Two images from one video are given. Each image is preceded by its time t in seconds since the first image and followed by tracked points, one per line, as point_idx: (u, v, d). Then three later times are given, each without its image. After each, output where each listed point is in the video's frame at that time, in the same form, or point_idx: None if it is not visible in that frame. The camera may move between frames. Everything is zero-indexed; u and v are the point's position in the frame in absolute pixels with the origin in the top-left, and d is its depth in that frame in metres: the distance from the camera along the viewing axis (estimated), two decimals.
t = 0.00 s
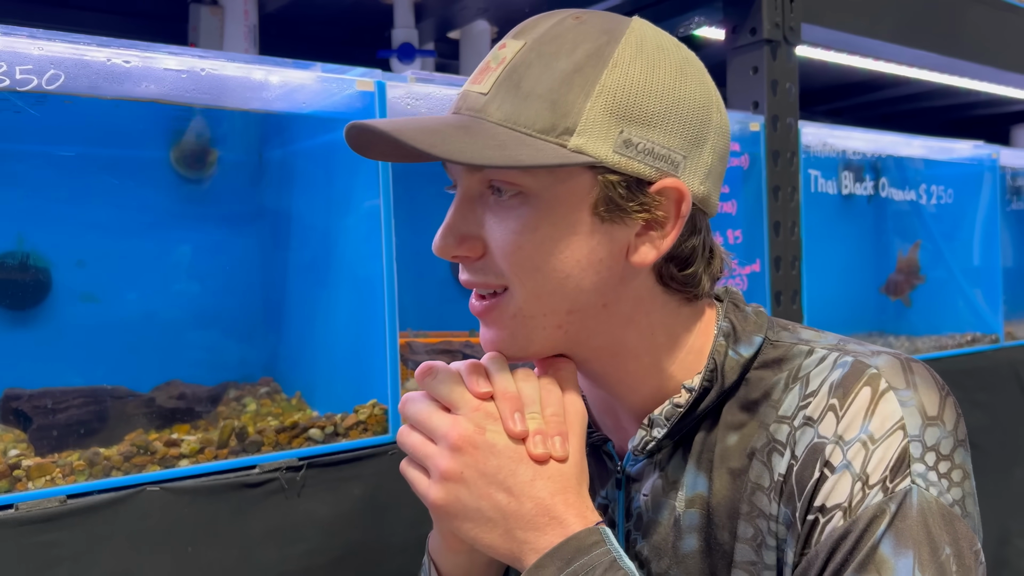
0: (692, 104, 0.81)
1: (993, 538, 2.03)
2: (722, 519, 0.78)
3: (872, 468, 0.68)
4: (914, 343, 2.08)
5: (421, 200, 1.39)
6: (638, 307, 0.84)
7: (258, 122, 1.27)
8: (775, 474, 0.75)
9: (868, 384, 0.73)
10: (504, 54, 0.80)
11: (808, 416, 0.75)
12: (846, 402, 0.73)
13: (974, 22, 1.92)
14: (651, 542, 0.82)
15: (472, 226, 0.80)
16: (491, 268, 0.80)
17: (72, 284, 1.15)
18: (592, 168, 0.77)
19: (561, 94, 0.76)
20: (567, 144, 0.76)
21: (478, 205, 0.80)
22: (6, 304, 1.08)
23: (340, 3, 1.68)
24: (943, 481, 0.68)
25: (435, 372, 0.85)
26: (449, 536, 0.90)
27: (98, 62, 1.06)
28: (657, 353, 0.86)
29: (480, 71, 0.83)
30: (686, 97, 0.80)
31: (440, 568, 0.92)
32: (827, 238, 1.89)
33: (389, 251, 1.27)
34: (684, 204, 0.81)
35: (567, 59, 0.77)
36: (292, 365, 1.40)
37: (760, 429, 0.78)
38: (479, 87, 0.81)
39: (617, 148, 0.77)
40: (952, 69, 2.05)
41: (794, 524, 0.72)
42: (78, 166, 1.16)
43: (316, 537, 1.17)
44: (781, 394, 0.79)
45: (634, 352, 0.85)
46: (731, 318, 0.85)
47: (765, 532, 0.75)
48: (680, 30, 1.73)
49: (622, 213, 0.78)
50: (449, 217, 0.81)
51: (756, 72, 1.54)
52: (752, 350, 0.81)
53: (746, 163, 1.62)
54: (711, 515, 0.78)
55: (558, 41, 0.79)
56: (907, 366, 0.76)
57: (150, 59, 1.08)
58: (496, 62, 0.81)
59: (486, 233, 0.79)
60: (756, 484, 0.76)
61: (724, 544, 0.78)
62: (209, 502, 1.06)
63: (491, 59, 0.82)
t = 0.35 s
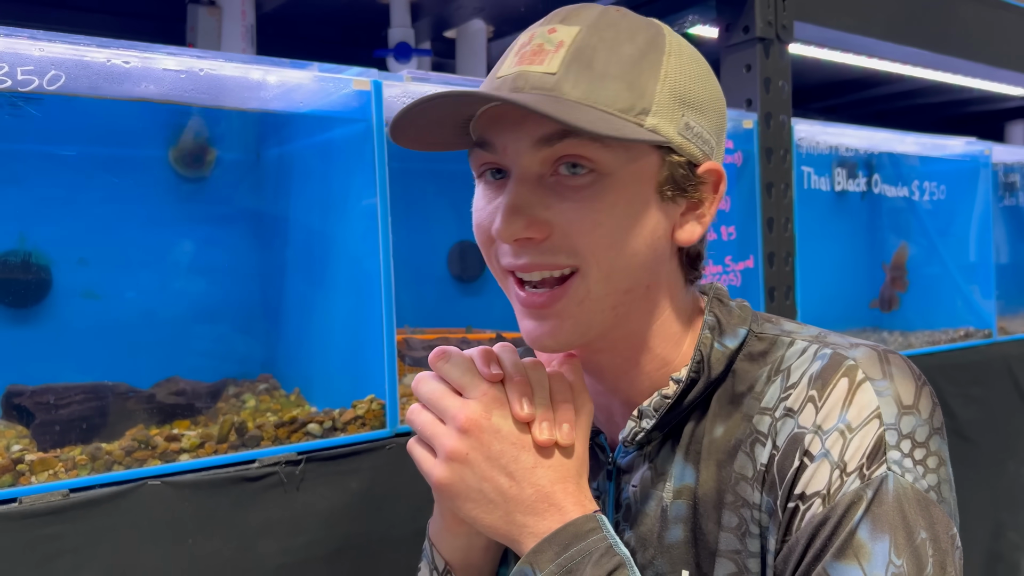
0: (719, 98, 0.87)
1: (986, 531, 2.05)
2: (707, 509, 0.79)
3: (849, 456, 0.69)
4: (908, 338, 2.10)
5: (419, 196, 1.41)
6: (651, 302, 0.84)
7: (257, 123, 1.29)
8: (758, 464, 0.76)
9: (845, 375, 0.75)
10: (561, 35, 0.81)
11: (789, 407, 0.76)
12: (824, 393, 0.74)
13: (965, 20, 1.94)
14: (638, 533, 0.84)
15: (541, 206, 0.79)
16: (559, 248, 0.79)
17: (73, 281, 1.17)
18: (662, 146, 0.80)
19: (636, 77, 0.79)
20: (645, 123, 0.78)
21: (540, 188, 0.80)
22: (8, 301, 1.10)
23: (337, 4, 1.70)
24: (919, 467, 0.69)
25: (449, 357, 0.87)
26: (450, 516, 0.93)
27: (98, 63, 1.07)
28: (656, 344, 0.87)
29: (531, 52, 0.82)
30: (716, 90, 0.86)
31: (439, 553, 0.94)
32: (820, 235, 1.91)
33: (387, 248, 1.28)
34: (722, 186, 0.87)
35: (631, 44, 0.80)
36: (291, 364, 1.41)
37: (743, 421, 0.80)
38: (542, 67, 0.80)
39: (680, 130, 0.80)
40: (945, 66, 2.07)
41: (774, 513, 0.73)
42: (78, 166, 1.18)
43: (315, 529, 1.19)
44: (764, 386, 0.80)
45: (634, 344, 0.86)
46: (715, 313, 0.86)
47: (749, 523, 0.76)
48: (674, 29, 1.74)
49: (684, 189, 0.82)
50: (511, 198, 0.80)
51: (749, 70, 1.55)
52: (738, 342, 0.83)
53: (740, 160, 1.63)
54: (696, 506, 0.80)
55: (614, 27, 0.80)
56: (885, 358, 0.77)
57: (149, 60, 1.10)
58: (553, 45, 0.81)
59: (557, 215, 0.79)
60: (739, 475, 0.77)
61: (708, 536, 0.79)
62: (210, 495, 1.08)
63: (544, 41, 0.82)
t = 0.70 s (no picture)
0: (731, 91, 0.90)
1: (986, 529, 2.05)
2: (711, 495, 0.75)
3: (859, 447, 0.67)
4: (909, 336, 2.12)
5: (422, 194, 1.43)
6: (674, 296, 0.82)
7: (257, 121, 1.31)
8: (761, 450, 0.73)
9: (852, 368, 0.73)
10: (637, 18, 0.77)
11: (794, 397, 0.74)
12: (831, 384, 0.72)
13: (965, 18, 1.94)
14: (652, 522, 0.80)
15: (631, 187, 0.75)
16: (646, 231, 0.75)
17: (74, 281, 1.18)
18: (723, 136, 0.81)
19: (710, 66, 0.78)
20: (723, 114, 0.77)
21: (630, 168, 0.76)
22: (9, 301, 1.10)
23: (337, 3, 1.70)
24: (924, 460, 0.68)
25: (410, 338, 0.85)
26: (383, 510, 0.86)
27: (98, 62, 1.06)
28: (670, 341, 0.85)
29: (609, 32, 0.76)
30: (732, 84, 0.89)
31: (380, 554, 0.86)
32: (821, 233, 1.91)
33: (388, 248, 1.28)
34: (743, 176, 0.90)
35: (698, 35, 0.79)
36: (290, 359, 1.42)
37: (749, 409, 0.77)
38: (631, 48, 0.74)
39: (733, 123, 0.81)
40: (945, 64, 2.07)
41: (779, 502, 0.70)
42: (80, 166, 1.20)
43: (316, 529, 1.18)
44: (768, 373, 0.79)
45: (657, 337, 0.84)
46: (719, 298, 0.89)
47: (751, 507, 0.72)
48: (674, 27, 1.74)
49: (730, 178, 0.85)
50: (604, 178, 0.75)
51: (750, 68, 1.55)
52: (746, 326, 0.83)
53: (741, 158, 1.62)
54: (703, 491, 0.76)
55: (678, 17, 0.79)
56: (889, 354, 0.77)
57: (149, 59, 1.08)
58: (633, 27, 0.76)
59: (648, 199, 0.75)
60: (740, 461, 0.74)
61: (711, 519, 0.74)
62: (210, 496, 1.08)
63: (619, 22, 0.77)
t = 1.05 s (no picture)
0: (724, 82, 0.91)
1: (989, 528, 2.05)
2: (709, 495, 0.74)
3: (860, 445, 0.67)
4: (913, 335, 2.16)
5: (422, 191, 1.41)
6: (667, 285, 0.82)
7: (258, 117, 1.31)
8: (761, 449, 0.72)
9: (852, 363, 0.73)
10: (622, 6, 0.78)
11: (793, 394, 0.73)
12: (831, 380, 0.72)
13: (969, 15, 1.93)
14: (652, 521, 0.79)
15: (618, 176, 0.75)
16: (635, 222, 0.75)
17: (76, 277, 1.17)
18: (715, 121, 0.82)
19: (699, 52, 0.79)
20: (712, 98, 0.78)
21: (617, 158, 0.76)
22: (11, 298, 1.10)
23: None
24: (927, 458, 0.68)
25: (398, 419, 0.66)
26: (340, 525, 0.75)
27: (100, 58, 1.05)
28: (669, 338, 0.85)
29: (593, 19, 0.77)
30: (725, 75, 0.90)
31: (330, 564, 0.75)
32: (824, 230, 1.90)
33: (389, 245, 1.27)
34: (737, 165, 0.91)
35: (684, 22, 0.80)
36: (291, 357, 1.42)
37: (748, 407, 0.76)
38: (615, 33, 0.75)
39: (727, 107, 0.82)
40: (947, 61, 2.06)
41: (779, 501, 0.69)
42: (83, 163, 1.19)
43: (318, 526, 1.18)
44: (766, 369, 0.78)
45: (649, 331, 0.84)
46: (719, 295, 0.88)
47: (750, 508, 0.71)
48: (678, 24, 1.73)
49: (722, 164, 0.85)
50: (590, 169, 0.75)
51: (753, 65, 1.54)
52: (743, 322, 0.82)
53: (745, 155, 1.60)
54: (701, 490, 0.75)
55: (664, 5, 0.80)
56: (889, 348, 0.76)
57: (151, 55, 1.07)
58: (616, 14, 0.77)
59: (636, 186, 0.76)
60: (739, 460, 0.73)
61: (710, 519, 0.73)
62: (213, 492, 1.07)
63: (605, 10, 0.78)
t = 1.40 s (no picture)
0: (733, 71, 0.75)
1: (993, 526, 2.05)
2: (722, 497, 0.73)
3: (876, 446, 0.64)
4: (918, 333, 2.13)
5: (428, 189, 1.41)
6: (669, 283, 0.76)
7: (264, 114, 1.29)
8: (778, 452, 0.70)
9: (870, 360, 0.69)
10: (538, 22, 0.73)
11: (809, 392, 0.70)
12: (847, 377, 0.69)
13: (975, 14, 1.93)
14: (663, 522, 0.78)
15: (513, 197, 0.72)
16: (531, 244, 0.71)
17: (85, 272, 1.17)
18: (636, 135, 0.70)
19: (607, 64, 0.69)
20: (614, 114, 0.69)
21: (517, 179, 0.72)
22: (24, 293, 1.12)
23: None
24: (944, 459, 0.65)
25: None
26: None
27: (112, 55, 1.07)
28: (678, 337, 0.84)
29: (515, 39, 0.75)
30: (728, 65, 0.74)
31: None
32: (829, 229, 1.91)
33: (397, 244, 1.29)
34: (726, 173, 0.75)
35: (611, 25, 0.70)
36: (299, 355, 1.43)
37: (762, 408, 0.73)
38: (518, 56, 0.73)
39: (663, 116, 0.70)
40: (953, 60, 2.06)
41: (796, 501, 0.68)
42: (93, 158, 1.20)
43: (324, 520, 1.19)
44: (781, 369, 0.74)
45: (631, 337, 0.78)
46: (733, 297, 0.79)
47: (768, 509, 0.70)
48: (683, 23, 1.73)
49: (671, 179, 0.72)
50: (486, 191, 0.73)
51: (759, 64, 1.54)
52: (758, 327, 0.76)
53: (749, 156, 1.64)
54: (714, 494, 0.73)
55: (598, 6, 0.71)
56: (908, 344, 0.72)
57: (161, 52, 1.09)
58: (532, 32, 0.73)
59: (531, 207, 0.71)
60: (756, 461, 0.71)
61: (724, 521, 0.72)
62: (221, 485, 1.08)
63: (528, 26, 0.75)
